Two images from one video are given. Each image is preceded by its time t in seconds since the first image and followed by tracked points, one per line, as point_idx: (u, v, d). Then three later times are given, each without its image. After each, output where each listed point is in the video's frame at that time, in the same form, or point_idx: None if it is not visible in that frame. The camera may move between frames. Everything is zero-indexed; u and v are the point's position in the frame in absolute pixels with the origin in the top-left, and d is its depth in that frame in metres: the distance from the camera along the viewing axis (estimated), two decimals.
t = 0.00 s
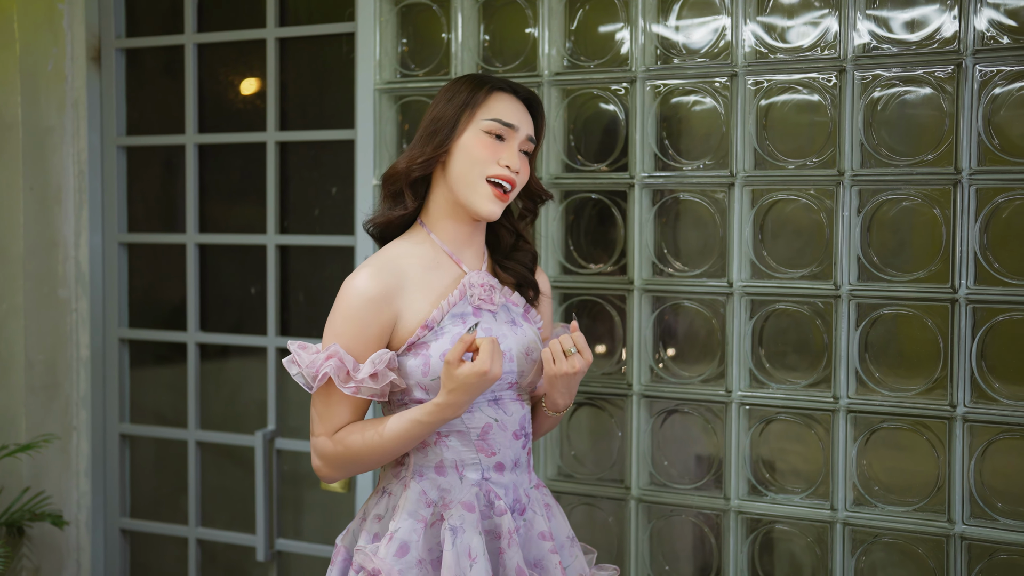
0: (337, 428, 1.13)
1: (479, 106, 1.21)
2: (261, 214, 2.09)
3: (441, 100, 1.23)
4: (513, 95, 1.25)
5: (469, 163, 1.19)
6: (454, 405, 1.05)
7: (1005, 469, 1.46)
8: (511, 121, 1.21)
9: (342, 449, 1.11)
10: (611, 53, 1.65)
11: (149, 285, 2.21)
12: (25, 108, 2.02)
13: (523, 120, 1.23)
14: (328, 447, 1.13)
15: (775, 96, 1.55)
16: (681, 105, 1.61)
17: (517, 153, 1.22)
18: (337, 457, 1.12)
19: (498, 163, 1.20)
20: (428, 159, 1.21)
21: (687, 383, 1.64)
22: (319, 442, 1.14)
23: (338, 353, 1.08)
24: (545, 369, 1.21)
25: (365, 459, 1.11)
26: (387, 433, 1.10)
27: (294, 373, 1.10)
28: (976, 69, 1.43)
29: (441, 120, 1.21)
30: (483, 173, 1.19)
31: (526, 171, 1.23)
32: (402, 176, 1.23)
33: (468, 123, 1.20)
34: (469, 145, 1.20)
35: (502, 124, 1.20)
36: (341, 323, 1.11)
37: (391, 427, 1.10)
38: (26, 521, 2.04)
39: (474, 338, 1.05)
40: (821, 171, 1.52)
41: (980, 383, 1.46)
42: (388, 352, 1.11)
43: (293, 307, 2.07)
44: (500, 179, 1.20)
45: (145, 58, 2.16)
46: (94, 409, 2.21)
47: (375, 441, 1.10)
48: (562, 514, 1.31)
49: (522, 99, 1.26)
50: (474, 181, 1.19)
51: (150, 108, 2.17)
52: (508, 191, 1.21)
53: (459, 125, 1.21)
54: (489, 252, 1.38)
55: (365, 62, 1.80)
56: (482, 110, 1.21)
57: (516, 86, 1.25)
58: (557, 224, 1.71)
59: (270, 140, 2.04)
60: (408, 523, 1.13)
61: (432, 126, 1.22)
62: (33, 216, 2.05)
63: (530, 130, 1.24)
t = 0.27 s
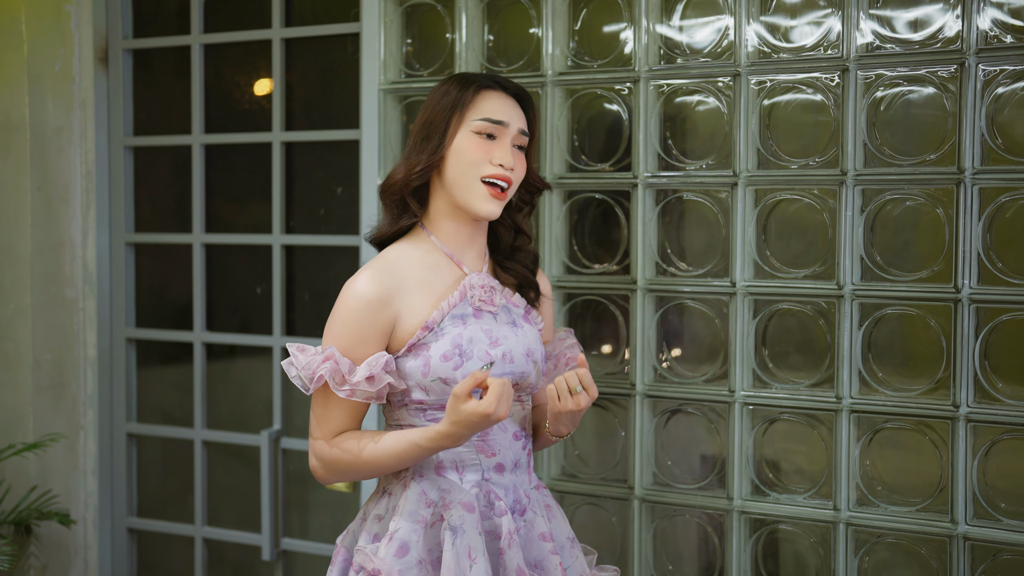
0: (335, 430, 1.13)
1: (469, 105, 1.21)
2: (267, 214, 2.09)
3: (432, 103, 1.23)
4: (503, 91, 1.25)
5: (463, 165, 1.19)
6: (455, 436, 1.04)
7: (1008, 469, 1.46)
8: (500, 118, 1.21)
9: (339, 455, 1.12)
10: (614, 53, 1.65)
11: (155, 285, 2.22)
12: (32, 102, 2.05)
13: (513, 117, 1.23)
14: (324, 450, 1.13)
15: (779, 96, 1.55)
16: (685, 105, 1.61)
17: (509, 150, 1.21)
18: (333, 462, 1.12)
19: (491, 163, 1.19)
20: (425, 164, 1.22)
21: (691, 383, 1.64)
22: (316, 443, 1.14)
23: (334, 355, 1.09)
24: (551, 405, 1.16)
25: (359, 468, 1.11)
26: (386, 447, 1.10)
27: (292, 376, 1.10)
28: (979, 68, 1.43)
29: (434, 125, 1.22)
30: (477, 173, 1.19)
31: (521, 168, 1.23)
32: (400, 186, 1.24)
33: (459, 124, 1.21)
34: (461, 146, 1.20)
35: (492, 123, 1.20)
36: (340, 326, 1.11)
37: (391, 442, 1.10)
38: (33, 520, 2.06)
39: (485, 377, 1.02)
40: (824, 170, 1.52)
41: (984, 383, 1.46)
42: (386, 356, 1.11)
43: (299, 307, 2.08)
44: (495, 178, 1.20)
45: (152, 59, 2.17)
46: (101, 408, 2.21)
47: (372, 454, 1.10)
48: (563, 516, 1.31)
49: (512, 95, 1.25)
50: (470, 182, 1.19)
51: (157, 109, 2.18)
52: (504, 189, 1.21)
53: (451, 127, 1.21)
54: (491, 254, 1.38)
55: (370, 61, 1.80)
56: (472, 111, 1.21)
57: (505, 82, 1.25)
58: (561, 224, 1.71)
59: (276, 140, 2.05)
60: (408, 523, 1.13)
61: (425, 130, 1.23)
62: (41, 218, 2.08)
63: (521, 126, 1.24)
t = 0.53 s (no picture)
0: (336, 430, 1.14)
1: (461, 104, 1.21)
2: (271, 213, 2.10)
3: (425, 104, 1.23)
4: (495, 88, 1.25)
5: (458, 165, 1.19)
6: (442, 405, 1.05)
7: (1009, 469, 1.46)
8: (493, 115, 1.20)
9: (340, 451, 1.12)
10: (616, 53, 1.66)
11: (159, 284, 2.22)
12: (42, 110, 2.06)
13: (506, 114, 1.22)
14: (327, 450, 1.14)
15: (781, 95, 1.55)
16: (686, 104, 1.61)
17: (503, 147, 1.21)
18: (334, 459, 1.13)
19: (487, 160, 1.19)
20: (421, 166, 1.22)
21: (693, 383, 1.64)
22: (319, 444, 1.15)
23: (333, 357, 1.10)
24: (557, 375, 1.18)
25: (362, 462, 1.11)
26: (380, 433, 1.10)
27: (293, 380, 1.11)
28: (980, 68, 1.43)
29: (429, 126, 1.22)
30: (474, 172, 1.19)
31: (517, 163, 1.22)
32: (393, 181, 1.24)
33: (453, 124, 1.21)
34: (456, 146, 1.20)
35: (485, 120, 1.19)
36: (338, 327, 1.12)
37: (384, 427, 1.10)
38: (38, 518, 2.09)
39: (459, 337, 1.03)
40: (825, 170, 1.52)
41: (985, 382, 1.46)
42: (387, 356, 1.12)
43: (302, 306, 2.08)
44: (492, 175, 1.19)
45: (156, 59, 2.18)
46: (106, 406, 2.23)
47: (368, 443, 1.10)
48: (563, 516, 1.31)
49: (503, 91, 1.25)
50: (467, 181, 1.19)
51: (161, 108, 2.18)
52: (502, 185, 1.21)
53: (444, 128, 1.21)
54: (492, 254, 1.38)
55: (373, 61, 1.81)
56: (464, 110, 1.21)
57: (496, 78, 1.24)
58: (563, 223, 1.71)
59: (279, 140, 2.06)
60: (407, 522, 1.14)
61: (418, 131, 1.23)
62: (48, 217, 2.09)
63: (515, 121, 1.23)
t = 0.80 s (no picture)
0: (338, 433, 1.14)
1: (457, 103, 1.21)
2: (271, 213, 2.10)
3: (419, 104, 1.23)
4: (488, 86, 1.25)
5: (457, 164, 1.19)
6: (442, 415, 1.04)
7: (1007, 468, 1.46)
8: (489, 113, 1.21)
9: (343, 453, 1.12)
10: (615, 52, 1.66)
11: (160, 283, 2.22)
12: (43, 111, 2.06)
13: (502, 111, 1.22)
14: (331, 452, 1.14)
15: (780, 95, 1.55)
16: (685, 104, 1.61)
17: (501, 144, 1.21)
18: (337, 461, 1.13)
19: (485, 158, 1.19)
20: (418, 166, 1.21)
21: (692, 382, 1.64)
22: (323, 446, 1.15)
23: (331, 357, 1.10)
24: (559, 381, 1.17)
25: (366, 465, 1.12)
26: (383, 437, 1.10)
27: (292, 385, 1.12)
28: (978, 67, 1.43)
29: (425, 127, 1.22)
30: (474, 171, 1.19)
31: (514, 160, 1.23)
32: (396, 190, 1.23)
33: (450, 124, 1.21)
34: (454, 145, 1.20)
35: (482, 118, 1.20)
36: (335, 329, 1.12)
37: (387, 430, 1.10)
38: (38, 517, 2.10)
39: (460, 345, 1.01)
40: (824, 169, 1.52)
41: (983, 382, 1.46)
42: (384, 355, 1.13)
43: (302, 306, 2.09)
44: (491, 173, 1.19)
45: (156, 58, 2.18)
46: (106, 405, 2.22)
47: (372, 446, 1.10)
48: (560, 514, 1.31)
49: (496, 88, 1.25)
50: (467, 181, 1.19)
51: (161, 107, 2.18)
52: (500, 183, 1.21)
53: (441, 128, 1.21)
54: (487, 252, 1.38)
55: (374, 61, 1.81)
56: (460, 109, 1.21)
57: (489, 75, 1.25)
58: (562, 222, 1.71)
59: (279, 139, 2.06)
60: (403, 521, 1.14)
61: (415, 132, 1.23)
62: (50, 216, 2.09)
63: (510, 118, 1.24)
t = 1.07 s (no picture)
0: (330, 436, 1.15)
1: (448, 102, 1.21)
2: (271, 212, 2.10)
3: (410, 105, 1.23)
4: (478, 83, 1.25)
5: (451, 164, 1.19)
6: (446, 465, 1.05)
7: (1006, 467, 1.46)
8: (481, 111, 1.21)
9: (332, 458, 1.13)
10: (615, 52, 1.66)
11: (160, 282, 2.22)
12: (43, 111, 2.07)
13: (495, 108, 1.22)
14: (318, 452, 1.15)
15: (779, 94, 1.55)
16: (685, 103, 1.61)
17: (495, 142, 1.21)
18: (324, 464, 1.14)
19: (478, 157, 1.19)
20: (413, 168, 1.21)
21: (692, 381, 1.64)
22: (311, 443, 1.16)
23: (324, 359, 1.11)
24: (565, 455, 1.19)
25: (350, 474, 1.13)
26: (379, 458, 1.11)
27: (284, 378, 1.13)
28: (978, 66, 1.43)
29: (417, 128, 1.22)
30: (467, 170, 1.19)
31: (507, 157, 1.23)
32: (389, 193, 1.23)
33: (442, 124, 1.21)
34: (448, 145, 1.20)
35: (473, 117, 1.20)
36: (331, 330, 1.13)
37: (385, 454, 1.11)
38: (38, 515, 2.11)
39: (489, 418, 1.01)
40: (824, 168, 1.52)
41: (982, 381, 1.46)
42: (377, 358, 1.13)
43: (302, 304, 2.09)
44: (485, 172, 1.20)
45: (156, 56, 2.18)
46: (107, 404, 2.21)
47: (364, 463, 1.11)
48: (558, 513, 1.31)
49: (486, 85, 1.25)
50: (461, 181, 1.19)
51: (162, 106, 2.18)
52: (495, 181, 1.21)
53: (433, 128, 1.21)
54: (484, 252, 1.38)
55: (374, 60, 1.81)
56: (451, 108, 1.21)
57: (479, 72, 1.25)
58: (562, 222, 1.71)
59: (279, 138, 2.06)
60: (401, 521, 1.14)
61: (407, 134, 1.23)
62: (50, 215, 2.10)
63: (501, 115, 1.24)
